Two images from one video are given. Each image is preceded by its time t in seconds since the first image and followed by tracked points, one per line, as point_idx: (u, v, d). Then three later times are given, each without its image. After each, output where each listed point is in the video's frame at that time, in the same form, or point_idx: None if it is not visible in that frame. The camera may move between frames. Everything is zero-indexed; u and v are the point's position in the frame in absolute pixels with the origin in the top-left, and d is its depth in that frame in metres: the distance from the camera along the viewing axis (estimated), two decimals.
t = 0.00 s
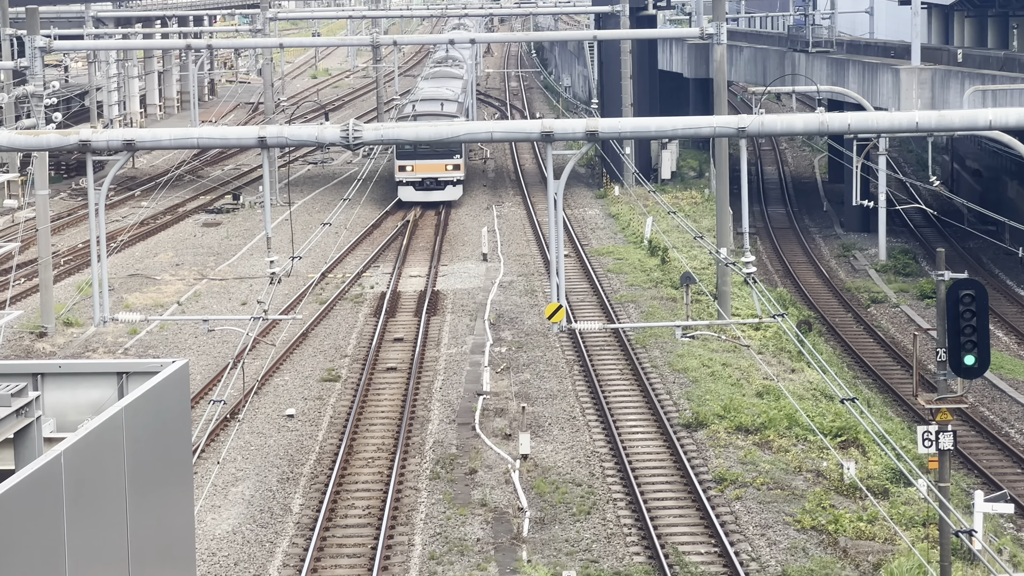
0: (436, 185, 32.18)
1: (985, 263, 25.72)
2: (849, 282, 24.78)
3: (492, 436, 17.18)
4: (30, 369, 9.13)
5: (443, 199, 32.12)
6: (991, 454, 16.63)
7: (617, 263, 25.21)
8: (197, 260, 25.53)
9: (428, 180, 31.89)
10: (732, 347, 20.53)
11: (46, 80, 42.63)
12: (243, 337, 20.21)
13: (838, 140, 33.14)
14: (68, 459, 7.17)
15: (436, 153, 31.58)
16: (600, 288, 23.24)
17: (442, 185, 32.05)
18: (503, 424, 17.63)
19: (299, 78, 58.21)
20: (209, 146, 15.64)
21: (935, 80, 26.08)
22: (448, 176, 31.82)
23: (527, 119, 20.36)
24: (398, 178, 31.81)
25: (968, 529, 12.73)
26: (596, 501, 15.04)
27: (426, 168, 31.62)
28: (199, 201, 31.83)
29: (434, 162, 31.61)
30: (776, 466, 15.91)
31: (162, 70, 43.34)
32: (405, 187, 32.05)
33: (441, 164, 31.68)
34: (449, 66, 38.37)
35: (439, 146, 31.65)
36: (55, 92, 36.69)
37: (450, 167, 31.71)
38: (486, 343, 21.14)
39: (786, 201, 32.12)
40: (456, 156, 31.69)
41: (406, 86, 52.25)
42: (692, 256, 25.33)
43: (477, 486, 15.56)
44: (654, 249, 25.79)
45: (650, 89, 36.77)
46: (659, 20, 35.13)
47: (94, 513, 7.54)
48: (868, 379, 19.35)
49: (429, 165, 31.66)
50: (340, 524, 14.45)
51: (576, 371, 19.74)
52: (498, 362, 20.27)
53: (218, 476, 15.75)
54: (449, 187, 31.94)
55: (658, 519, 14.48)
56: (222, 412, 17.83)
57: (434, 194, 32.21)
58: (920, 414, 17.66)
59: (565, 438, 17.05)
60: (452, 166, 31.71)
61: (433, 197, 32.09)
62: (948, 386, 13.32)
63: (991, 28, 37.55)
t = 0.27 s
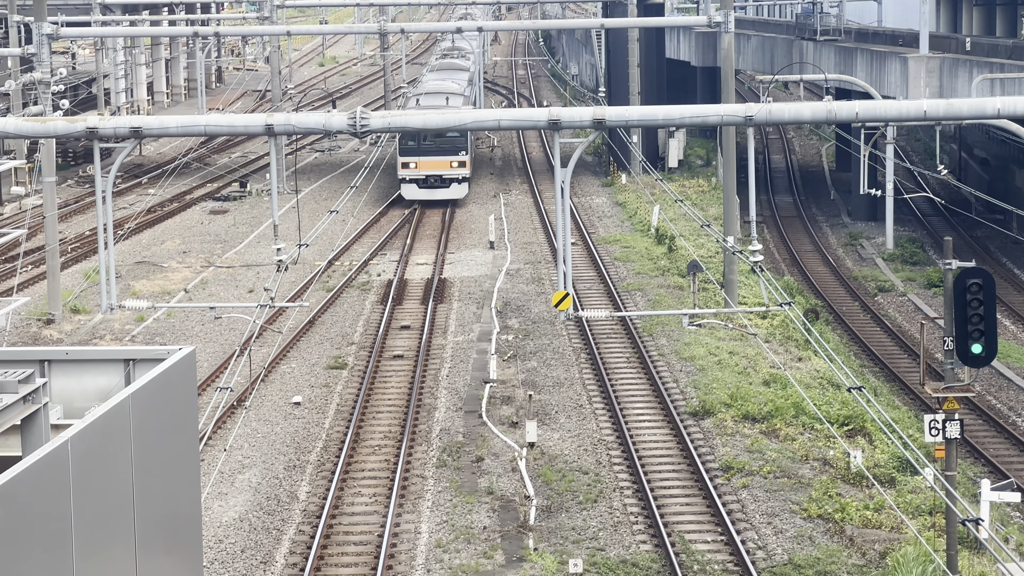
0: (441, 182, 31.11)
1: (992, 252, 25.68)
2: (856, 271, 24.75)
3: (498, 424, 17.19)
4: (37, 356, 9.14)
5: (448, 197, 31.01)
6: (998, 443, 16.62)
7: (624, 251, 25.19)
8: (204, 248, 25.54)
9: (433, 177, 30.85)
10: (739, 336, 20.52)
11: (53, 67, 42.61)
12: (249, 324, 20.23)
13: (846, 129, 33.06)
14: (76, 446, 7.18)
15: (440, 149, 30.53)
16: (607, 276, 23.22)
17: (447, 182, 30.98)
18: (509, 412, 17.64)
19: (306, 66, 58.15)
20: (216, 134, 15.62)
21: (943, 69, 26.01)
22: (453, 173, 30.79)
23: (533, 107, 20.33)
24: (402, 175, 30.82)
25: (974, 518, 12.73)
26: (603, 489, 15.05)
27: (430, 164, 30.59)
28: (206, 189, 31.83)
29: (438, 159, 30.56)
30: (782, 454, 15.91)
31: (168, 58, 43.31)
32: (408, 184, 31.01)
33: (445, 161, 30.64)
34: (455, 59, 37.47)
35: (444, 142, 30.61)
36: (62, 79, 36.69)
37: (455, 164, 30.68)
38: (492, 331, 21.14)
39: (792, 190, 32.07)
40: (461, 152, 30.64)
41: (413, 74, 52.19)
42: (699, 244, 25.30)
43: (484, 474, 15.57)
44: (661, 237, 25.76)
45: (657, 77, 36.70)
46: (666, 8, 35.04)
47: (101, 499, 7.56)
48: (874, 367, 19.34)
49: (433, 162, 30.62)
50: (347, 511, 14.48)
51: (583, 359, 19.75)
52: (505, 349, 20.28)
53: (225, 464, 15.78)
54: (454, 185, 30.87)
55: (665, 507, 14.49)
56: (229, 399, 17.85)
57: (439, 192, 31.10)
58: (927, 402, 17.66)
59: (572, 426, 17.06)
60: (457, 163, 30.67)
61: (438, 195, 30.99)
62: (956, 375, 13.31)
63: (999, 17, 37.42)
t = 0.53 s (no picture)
0: (441, 186, 29.92)
1: (994, 245, 25.66)
2: (859, 264, 24.74)
3: (501, 417, 17.20)
4: (39, 348, 9.13)
5: (449, 201, 29.81)
6: (1000, 436, 16.62)
7: (626, 243, 25.17)
8: (207, 239, 25.54)
9: (433, 180, 29.61)
10: (741, 329, 20.53)
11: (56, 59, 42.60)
12: (252, 316, 20.24)
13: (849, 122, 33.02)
14: (78, 436, 7.18)
15: (441, 150, 29.30)
16: (610, 269, 23.22)
17: (447, 186, 29.79)
18: (512, 404, 17.65)
19: (309, 57, 58.13)
20: (218, 126, 15.59)
21: (946, 62, 25.97)
22: (454, 176, 29.56)
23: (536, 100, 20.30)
24: (399, 179, 29.63)
25: (977, 511, 12.74)
26: (605, 482, 15.06)
27: (429, 168, 29.41)
28: (209, 181, 31.82)
29: (438, 161, 29.33)
30: (784, 447, 15.92)
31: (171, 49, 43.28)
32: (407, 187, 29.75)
33: (446, 163, 29.42)
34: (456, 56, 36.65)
35: (444, 143, 29.33)
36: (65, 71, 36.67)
37: (457, 166, 29.48)
38: (495, 323, 21.15)
39: (795, 182, 32.04)
40: (462, 154, 29.43)
41: (416, 66, 52.18)
42: (701, 237, 25.28)
43: (486, 466, 15.58)
44: (664, 230, 25.75)
45: (660, 70, 36.67)
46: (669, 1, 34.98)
47: (102, 489, 7.56)
48: (877, 360, 19.34)
49: (433, 164, 29.41)
50: (348, 503, 14.50)
51: (585, 351, 19.75)
52: (507, 342, 20.28)
53: (228, 455, 15.79)
54: (455, 189, 29.67)
55: (667, 500, 14.50)
56: (232, 390, 17.86)
57: (439, 196, 29.91)
58: (929, 396, 17.66)
59: (574, 418, 17.07)
60: (458, 166, 29.41)
61: (438, 199, 29.79)
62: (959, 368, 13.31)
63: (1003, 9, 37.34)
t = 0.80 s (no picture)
0: (436, 195, 28.78)
1: (992, 242, 25.68)
2: (856, 261, 24.75)
3: (499, 413, 17.21)
4: (37, 343, 9.13)
5: (444, 210, 28.63)
6: (997, 432, 16.64)
7: (625, 240, 25.17)
8: (205, 235, 25.52)
9: (427, 188, 28.47)
10: (739, 325, 20.54)
11: (54, 54, 42.56)
12: (250, 312, 20.23)
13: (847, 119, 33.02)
14: (75, 433, 7.19)
15: (435, 156, 28.25)
16: (608, 265, 23.22)
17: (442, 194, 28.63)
18: (510, 400, 17.66)
19: (308, 53, 58.10)
20: (217, 122, 15.56)
21: (944, 59, 25.98)
22: (449, 184, 28.40)
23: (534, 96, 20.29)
24: (393, 185, 28.55)
25: (974, 507, 12.76)
26: (603, 478, 15.08)
27: (424, 174, 28.30)
28: (207, 177, 31.80)
29: (433, 167, 28.25)
30: (782, 444, 15.94)
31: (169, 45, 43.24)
32: (401, 196, 28.62)
33: (440, 170, 28.30)
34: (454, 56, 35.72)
35: (439, 149, 28.36)
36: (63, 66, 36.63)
37: (452, 173, 28.36)
38: (493, 319, 21.15)
39: (793, 179, 32.05)
40: (458, 160, 28.33)
41: (414, 62, 52.15)
42: (700, 234, 25.29)
43: (484, 462, 15.59)
44: (662, 226, 25.75)
45: (658, 66, 36.66)
46: None
47: (100, 486, 7.57)
48: (874, 357, 19.35)
49: (428, 171, 28.33)
50: (347, 499, 14.51)
51: (583, 347, 19.76)
52: (505, 338, 20.29)
53: (226, 451, 15.79)
54: (450, 197, 28.51)
55: (664, 496, 14.52)
56: (230, 386, 17.86)
57: (434, 204, 28.75)
58: (926, 392, 17.68)
59: (572, 414, 17.08)
60: (453, 172, 28.29)
61: (432, 207, 28.63)
62: (956, 364, 13.32)
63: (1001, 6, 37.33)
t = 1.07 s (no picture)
0: (425, 208, 27.46)
1: (983, 243, 25.74)
2: (848, 262, 24.79)
3: (491, 414, 17.21)
4: (28, 345, 9.11)
5: (434, 224, 27.34)
6: (988, 433, 16.68)
7: (617, 241, 25.18)
8: (197, 236, 25.49)
9: (416, 201, 27.21)
10: (731, 326, 20.56)
11: (46, 55, 42.50)
12: (242, 313, 20.22)
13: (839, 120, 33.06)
14: (66, 434, 7.18)
15: (425, 168, 27.02)
16: (600, 266, 23.24)
17: (431, 207, 27.32)
18: (502, 401, 17.66)
19: (300, 54, 58.06)
20: (209, 123, 15.55)
21: (935, 60, 26.02)
22: (439, 197, 27.18)
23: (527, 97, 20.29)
24: (379, 199, 27.20)
25: (965, 508, 12.78)
26: (595, 479, 15.09)
27: (413, 187, 27.00)
28: (199, 178, 31.77)
29: (423, 179, 27.00)
30: (774, 445, 15.96)
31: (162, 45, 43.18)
32: (388, 209, 27.34)
33: (430, 182, 27.06)
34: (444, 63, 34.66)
35: (428, 160, 27.13)
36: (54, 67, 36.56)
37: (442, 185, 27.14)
38: (485, 320, 21.16)
39: (786, 180, 32.10)
40: (448, 173, 27.10)
41: (407, 63, 52.15)
42: (692, 235, 25.31)
43: (476, 463, 15.60)
44: (654, 227, 25.78)
45: (651, 67, 36.68)
46: None
47: (91, 487, 7.56)
48: (866, 358, 19.39)
49: (416, 183, 27.08)
50: (339, 500, 14.50)
51: (575, 348, 19.78)
52: (497, 339, 20.29)
53: (218, 453, 15.78)
54: (440, 211, 27.22)
55: (656, 497, 14.53)
56: (222, 387, 17.84)
57: (423, 218, 27.45)
58: (917, 393, 17.71)
59: (564, 415, 17.08)
60: (443, 185, 27.06)
61: (421, 221, 27.33)
62: (948, 365, 13.35)
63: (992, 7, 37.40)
